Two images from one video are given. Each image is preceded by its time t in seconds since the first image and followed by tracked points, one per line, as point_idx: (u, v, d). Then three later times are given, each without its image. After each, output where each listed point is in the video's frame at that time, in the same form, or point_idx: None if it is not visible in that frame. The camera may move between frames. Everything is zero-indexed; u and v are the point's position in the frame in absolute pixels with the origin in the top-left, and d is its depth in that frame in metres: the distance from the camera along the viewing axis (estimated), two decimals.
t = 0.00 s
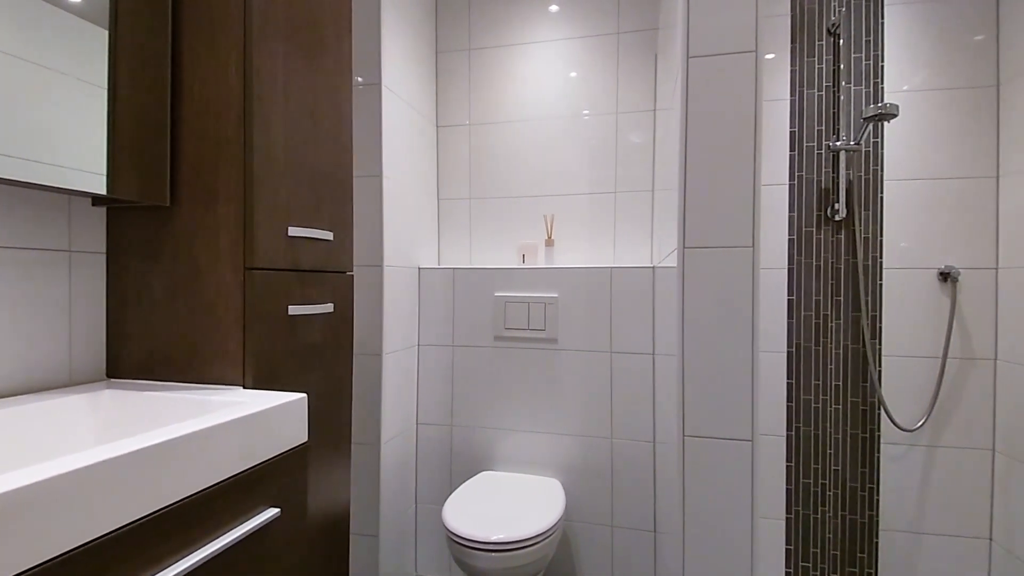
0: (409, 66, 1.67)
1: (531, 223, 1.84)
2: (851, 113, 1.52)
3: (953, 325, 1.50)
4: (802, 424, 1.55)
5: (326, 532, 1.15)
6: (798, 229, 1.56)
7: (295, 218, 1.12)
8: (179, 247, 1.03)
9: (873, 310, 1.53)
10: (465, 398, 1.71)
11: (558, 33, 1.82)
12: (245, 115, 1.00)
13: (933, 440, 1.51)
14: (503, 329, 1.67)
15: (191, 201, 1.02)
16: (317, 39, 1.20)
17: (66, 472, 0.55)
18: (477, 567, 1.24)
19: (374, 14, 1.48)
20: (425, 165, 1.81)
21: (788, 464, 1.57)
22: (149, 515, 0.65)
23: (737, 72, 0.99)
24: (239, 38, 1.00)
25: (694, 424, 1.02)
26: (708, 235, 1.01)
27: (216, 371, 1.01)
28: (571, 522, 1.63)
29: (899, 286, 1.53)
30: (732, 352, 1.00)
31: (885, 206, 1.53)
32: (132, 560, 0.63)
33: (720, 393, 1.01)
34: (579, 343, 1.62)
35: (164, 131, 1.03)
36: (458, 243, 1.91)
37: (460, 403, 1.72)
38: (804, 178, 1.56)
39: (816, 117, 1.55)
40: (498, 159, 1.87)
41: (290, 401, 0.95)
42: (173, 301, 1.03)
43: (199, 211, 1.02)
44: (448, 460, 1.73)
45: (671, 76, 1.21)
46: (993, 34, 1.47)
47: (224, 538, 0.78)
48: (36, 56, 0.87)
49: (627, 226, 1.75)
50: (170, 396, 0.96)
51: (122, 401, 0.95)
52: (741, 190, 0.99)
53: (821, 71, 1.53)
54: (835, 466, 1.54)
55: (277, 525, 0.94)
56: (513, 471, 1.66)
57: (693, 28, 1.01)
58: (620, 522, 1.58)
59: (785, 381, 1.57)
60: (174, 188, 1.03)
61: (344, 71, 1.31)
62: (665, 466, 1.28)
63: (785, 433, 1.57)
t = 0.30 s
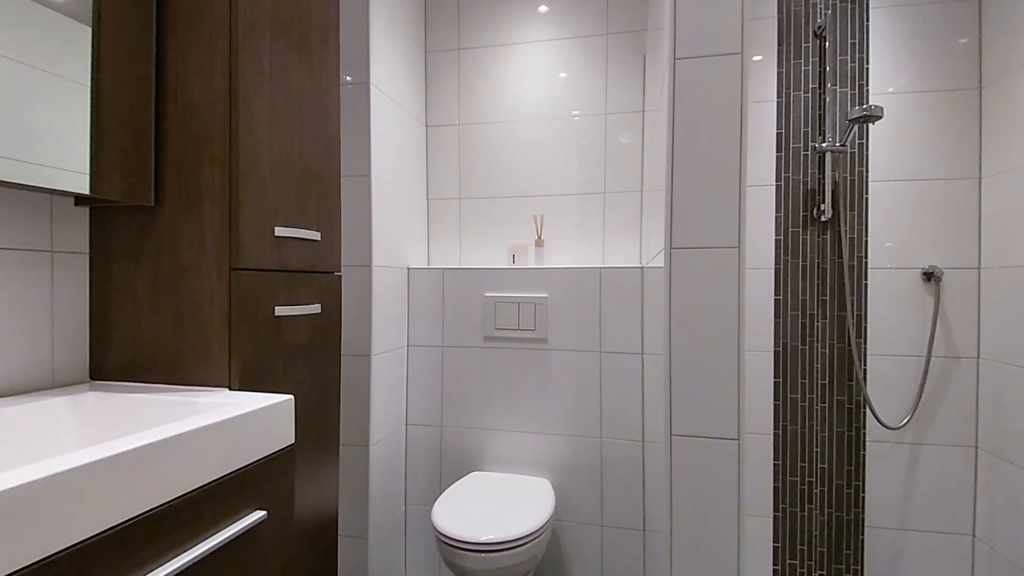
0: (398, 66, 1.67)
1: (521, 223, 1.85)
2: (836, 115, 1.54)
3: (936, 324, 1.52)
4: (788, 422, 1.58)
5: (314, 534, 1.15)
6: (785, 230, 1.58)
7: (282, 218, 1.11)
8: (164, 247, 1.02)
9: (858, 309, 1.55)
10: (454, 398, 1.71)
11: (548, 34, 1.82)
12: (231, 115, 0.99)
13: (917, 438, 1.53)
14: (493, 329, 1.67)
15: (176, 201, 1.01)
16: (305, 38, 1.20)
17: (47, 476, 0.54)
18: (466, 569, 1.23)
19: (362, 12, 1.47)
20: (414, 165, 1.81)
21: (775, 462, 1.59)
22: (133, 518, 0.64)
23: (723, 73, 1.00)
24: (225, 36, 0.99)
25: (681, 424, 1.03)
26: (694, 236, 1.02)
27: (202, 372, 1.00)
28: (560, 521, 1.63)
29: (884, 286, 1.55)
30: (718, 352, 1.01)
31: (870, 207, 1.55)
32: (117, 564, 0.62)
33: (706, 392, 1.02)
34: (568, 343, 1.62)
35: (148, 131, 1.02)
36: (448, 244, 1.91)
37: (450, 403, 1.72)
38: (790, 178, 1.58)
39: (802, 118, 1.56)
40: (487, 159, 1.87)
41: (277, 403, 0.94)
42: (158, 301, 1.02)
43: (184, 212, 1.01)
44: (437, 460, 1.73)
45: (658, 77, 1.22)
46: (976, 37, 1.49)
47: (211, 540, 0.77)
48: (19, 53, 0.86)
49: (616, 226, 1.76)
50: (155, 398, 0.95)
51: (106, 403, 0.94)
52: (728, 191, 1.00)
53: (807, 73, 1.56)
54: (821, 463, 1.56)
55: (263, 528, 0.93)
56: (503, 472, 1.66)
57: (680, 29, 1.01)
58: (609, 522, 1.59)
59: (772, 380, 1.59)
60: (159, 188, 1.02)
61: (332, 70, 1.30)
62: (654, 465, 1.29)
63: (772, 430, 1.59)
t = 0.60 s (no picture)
0: (388, 65, 1.66)
1: (511, 223, 1.85)
2: (824, 116, 1.56)
3: (921, 324, 1.53)
4: (777, 421, 1.59)
5: (303, 536, 1.14)
6: (773, 230, 1.59)
7: (269, 218, 1.10)
8: (150, 247, 1.01)
9: (845, 309, 1.57)
10: (445, 398, 1.71)
11: (538, 34, 1.83)
12: (217, 114, 0.98)
13: (903, 436, 1.55)
14: (484, 330, 1.68)
15: (162, 201, 1.01)
16: (293, 37, 1.19)
17: (31, 479, 0.53)
18: (457, 569, 1.23)
19: (352, 12, 1.46)
20: (405, 164, 1.81)
21: (764, 460, 1.60)
22: (119, 521, 0.64)
23: (711, 75, 1.00)
24: (211, 35, 0.98)
25: (669, 423, 1.03)
26: (682, 236, 1.02)
27: (189, 373, 0.99)
28: (551, 521, 1.63)
29: (870, 286, 1.56)
30: (706, 351, 1.02)
31: (856, 208, 1.57)
32: (102, 568, 0.62)
33: (694, 392, 1.02)
34: (559, 342, 1.63)
35: (133, 130, 1.00)
36: (438, 243, 1.91)
37: (441, 404, 1.72)
38: (778, 179, 1.59)
39: (790, 120, 1.58)
40: (478, 159, 1.87)
41: (265, 404, 0.94)
42: (144, 302, 1.01)
43: (171, 211, 1.00)
44: (428, 461, 1.73)
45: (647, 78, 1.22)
46: (960, 40, 1.51)
47: (198, 543, 0.77)
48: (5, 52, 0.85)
49: (606, 226, 1.76)
50: (141, 399, 0.95)
51: (91, 404, 0.93)
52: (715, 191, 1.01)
53: (795, 74, 1.57)
54: (809, 462, 1.57)
55: (251, 531, 0.93)
56: (494, 472, 1.67)
57: (667, 31, 1.02)
58: (599, 521, 1.59)
59: (760, 379, 1.60)
60: (144, 188, 1.01)
61: (321, 70, 1.29)
62: (643, 465, 1.29)
63: (761, 429, 1.60)
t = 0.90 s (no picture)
0: (378, 64, 1.66)
1: (502, 223, 1.85)
2: (811, 118, 1.57)
3: (907, 323, 1.55)
4: (765, 419, 1.60)
5: (291, 538, 1.14)
6: (761, 230, 1.60)
7: (257, 218, 1.10)
8: (136, 247, 1.00)
9: (832, 308, 1.59)
10: (436, 398, 1.71)
11: (529, 34, 1.83)
12: (204, 113, 0.97)
13: (888, 434, 1.57)
14: (474, 329, 1.67)
15: (148, 200, 1.00)
16: (280, 35, 1.18)
17: (15, 480, 0.53)
18: (447, 569, 1.23)
19: (341, 10, 1.46)
20: (395, 164, 1.80)
21: (752, 459, 1.61)
22: (104, 523, 0.63)
23: (698, 77, 1.01)
24: (197, 33, 0.97)
25: (657, 422, 1.04)
26: (670, 236, 1.03)
27: (176, 374, 0.98)
28: (541, 521, 1.64)
29: (857, 286, 1.58)
30: (693, 350, 1.02)
31: (843, 208, 1.58)
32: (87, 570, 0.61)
33: (682, 391, 1.03)
34: (549, 342, 1.63)
35: (118, 129, 0.99)
36: (429, 243, 1.90)
37: (431, 404, 1.71)
38: (766, 180, 1.60)
39: (777, 121, 1.59)
40: (469, 159, 1.87)
41: (252, 405, 0.93)
42: (130, 303, 1.00)
43: (157, 211, 0.99)
44: (418, 461, 1.72)
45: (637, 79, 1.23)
46: (945, 43, 1.53)
47: (185, 545, 0.76)
48: None
49: (596, 227, 1.77)
50: (127, 400, 0.94)
51: (76, 406, 0.92)
52: (702, 192, 1.02)
53: (783, 76, 1.58)
54: (796, 460, 1.59)
55: (239, 533, 0.92)
56: (484, 472, 1.67)
57: (655, 32, 1.03)
58: (589, 520, 1.60)
59: (748, 378, 1.62)
60: (130, 187, 1.00)
61: (310, 69, 1.29)
62: (633, 463, 1.30)
63: (749, 428, 1.61)
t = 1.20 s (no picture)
0: (369, 63, 1.65)
1: (494, 223, 1.85)
2: (799, 119, 1.59)
3: (894, 322, 1.57)
4: (755, 418, 1.61)
5: (281, 539, 1.13)
6: (750, 230, 1.62)
7: (246, 217, 1.09)
8: (123, 247, 0.99)
9: (821, 307, 1.60)
10: (427, 399, 1.71)
11: (520, 35, 1.83)
12: (191, 111, 0.96)
13: (876, 433, 1.59)
14: (466, 329, 1.67)
15: (135, 199, 0.99)
16: (270, 34, 1.18)
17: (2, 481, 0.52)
18: (438, 570, 1.23)
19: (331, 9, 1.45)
20: (386, 164, 1.80)
21: (742, 457, 1.62)
22: (92, 525, 0.62)
23: (688, 78, 1.02)
24: (185, 31, 0.96)
25: (646, 421, 1.05)
26: (660, 237, 1.04)
27: (163, 375, 0.97)
28: (532, 520, 1.64)
29: (845, 285, 1.60)
30: (683, 350, 1.03)
31: (831, 209, 1.60)
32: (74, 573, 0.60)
33: (671, 390, 1.04)
34: (540, 342, 1.63)
35: (103, 127, 0.98)
36: (420, 243, 1.90)
37: (422, 404, 1.71)
38: (755, 180, 1.61)
39: (766, 122, 1.60)
40: (460, 159, 1.87)
41: (242, 406, 0.93)
42: (117, 303, 0.99)
43: (144, 210, 0.98)
44: (409, 461, 1.72)
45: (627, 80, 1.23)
46: (931, 45, 1.55)
47: (174, 547, 0.75)
48: None
49: (587, 227, 1.78)
50: (113, 402, 0.93)
51: (61, 407, 0.90)
52: (692, 193, 1.02)
53: (772, 77, 1.60)
54: (785, 458, 1.60)
55: (228, 535, 0.91)
56: (476, 472, 1.67)
57: (645, 33, 1.03)
58: (580, 519, 1.60)
59: (738, 377, 1.63)
60: (116, 186, 0.99)
61: (300, 68, 1.28)
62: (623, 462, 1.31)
63: (739, 426, 1.62)
